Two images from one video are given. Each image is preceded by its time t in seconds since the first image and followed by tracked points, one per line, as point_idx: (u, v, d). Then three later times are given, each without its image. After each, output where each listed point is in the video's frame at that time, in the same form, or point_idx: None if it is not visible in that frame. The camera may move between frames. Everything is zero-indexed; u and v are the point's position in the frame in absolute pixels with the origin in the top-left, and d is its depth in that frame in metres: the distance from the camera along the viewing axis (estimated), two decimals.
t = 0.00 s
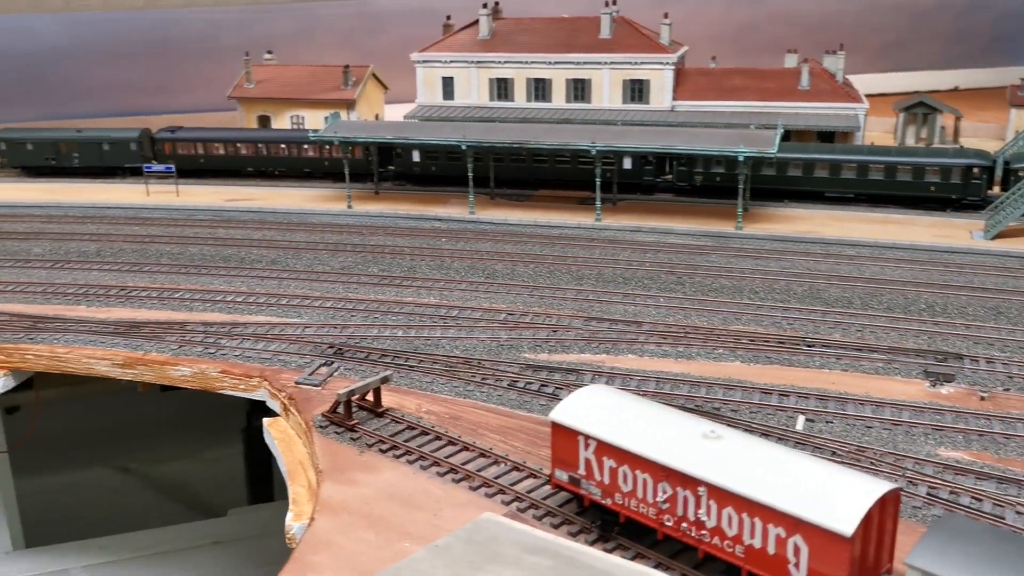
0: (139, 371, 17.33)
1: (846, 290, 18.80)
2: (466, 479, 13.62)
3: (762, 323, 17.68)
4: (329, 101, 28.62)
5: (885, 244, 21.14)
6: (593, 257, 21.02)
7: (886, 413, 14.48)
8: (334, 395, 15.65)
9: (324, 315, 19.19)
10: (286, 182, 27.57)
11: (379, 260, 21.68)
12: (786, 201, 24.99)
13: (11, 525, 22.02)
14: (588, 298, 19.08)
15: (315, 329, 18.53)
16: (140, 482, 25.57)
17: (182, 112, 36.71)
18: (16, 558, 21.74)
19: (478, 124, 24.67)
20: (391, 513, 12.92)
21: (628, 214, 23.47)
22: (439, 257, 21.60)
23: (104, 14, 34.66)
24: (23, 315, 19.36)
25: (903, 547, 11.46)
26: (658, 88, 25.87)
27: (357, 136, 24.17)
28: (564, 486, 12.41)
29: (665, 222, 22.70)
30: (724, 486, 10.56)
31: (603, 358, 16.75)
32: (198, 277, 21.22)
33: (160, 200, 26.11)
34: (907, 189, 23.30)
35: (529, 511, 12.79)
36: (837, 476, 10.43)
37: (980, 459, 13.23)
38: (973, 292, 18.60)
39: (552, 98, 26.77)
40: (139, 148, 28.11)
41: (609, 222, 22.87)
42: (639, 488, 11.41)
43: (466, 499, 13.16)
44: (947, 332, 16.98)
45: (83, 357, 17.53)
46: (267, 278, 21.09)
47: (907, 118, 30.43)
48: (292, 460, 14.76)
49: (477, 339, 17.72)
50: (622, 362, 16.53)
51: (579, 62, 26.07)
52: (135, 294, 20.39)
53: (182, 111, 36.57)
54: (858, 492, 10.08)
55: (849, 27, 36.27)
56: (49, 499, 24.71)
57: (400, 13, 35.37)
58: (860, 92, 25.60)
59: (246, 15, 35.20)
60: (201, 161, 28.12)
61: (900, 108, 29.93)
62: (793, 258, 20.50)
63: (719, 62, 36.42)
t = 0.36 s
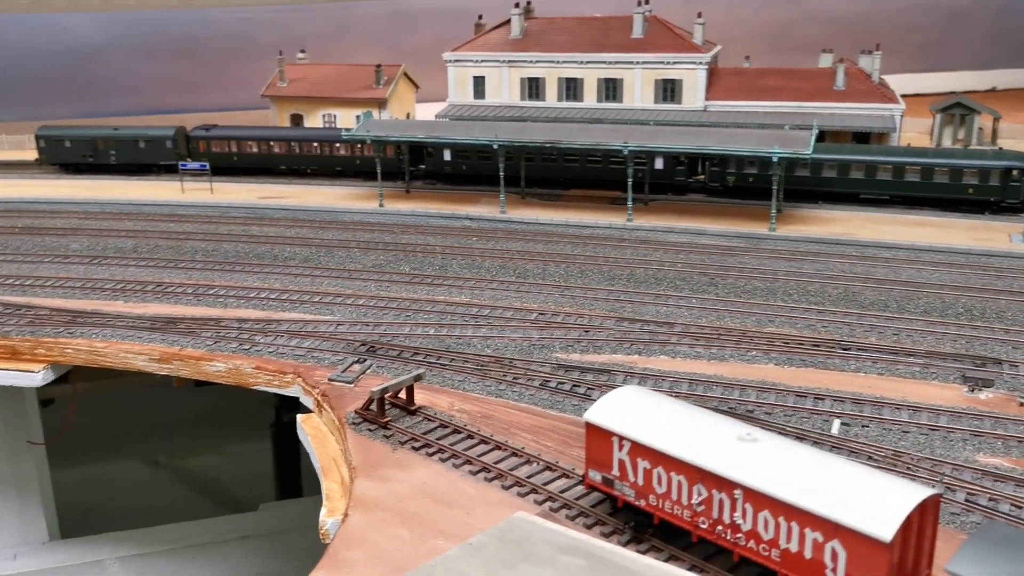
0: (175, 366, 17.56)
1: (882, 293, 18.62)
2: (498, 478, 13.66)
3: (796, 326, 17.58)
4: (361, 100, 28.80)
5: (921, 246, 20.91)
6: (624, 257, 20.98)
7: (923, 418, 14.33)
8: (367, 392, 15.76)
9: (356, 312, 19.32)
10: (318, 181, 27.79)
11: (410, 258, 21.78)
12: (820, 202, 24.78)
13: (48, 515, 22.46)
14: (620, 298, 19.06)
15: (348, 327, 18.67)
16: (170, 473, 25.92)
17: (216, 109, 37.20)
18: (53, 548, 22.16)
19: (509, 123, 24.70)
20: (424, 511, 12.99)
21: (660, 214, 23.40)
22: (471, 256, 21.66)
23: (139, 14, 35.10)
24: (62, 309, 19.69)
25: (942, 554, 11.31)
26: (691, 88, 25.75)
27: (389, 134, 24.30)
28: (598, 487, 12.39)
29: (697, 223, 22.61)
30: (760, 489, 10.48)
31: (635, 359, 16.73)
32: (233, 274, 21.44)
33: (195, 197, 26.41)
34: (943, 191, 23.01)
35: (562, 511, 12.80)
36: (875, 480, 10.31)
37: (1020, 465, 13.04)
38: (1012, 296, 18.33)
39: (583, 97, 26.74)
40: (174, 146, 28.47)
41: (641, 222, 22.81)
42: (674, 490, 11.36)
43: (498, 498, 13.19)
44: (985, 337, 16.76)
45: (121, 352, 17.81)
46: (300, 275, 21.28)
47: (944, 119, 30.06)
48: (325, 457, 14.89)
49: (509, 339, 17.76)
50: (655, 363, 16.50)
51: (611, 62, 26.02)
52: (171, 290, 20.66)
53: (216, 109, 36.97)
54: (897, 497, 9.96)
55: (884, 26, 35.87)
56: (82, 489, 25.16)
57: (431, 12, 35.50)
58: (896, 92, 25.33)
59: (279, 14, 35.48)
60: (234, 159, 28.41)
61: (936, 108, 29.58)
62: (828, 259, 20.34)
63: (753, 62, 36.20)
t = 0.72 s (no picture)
0: (209, 361, 17.72)
1: (920, 296, 18.37)
2: (531, 475, 13.62)
3: (832, 328, 17.39)
4: (392, 100, 28.94)
5: (960, 249, 20.59)
6: (658, 257, 20.87)
7: (962, 421, 14.09)
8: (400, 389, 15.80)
9: (389, 310, 19.38)
10: (351, 179, 27.96)
11: (443, 257, 21.82)
12: (856, 204, 24.50)
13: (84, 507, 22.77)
14: (653, 298, 18.96)
15: (380, 324, 18.73)
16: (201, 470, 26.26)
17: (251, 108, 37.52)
18: (88, 540, 22.49)
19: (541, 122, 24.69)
20: (457, 507, 12.99)
21: (693, 215, 23.26)
22: (503, 255, 21.66)
23: (177, 14, 35.55)
24: (100, 304, 19.96)
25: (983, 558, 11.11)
26: (725, 87, 25.57)
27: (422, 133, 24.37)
28: (632, 485, 12.32)
29: (731, 224, 22.45)
30: (798, 490, 10.36)
31: (668, 359, 16.63)
32: (267, 271, 21.62)
33: (229, 195, 26.67)
34: (983, 193, 22.65)
35: (595, 510, 12.74)
36: (915, 483, 10.14)
37: None
38: None
39: (616, 97, 26.67)
40: (209, 144, 28.72)
41: (674, 223, 22.69)
42: (709, 489, 11.26)
43: (531, 496, 13.16)
44: None
45: (158, 347, 18.02)
46: (333, 273, 21.40)
47: (984, 120, 29.65)
48: (358, 452, 14.94)
49: (541, 338, 17.73)
50: (688, 364, 16.40)
51: (644, 62, 25.92)
52: (205, 286, 20.87)
53: (250, 108, 37.34)
54: (938, 500, 9.79)
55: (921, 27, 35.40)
56: (117, 484, 25.58)
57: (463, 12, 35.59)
58: (934, 93, 25.00)
59: (313, 15, 35.73)
60: (268, 158, 28.66)
61: (976, 109, 29.17)
62: (865, 261, 20.11)
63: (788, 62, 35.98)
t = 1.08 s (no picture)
0: (235, 356, 17.84)
1: (949, 299, 18.23)
2: (557, 473, 13.61)
3: (860, 330, 17.28)
4: (415, 100, 29.03)
5: (990, 252, 20.40)
6: (683, 258, 20.81)
7: (994, 425, 13.93)
8: (426, 386, 15.83)
9: (414, 308, 19.41)
10: (375, 179, 28.07)
11: (467, 256, 21.86)
12: (883, 206, 24.33)
13: (109, 501, 23.20)
14: (678, 299, 18.91)
15: (405, 322, 18.76)
16: (224, 467, 26.63)
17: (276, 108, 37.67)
18: (113, 533, 22.80)
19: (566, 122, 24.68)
20: (483, 504, 13.00)
21: (719, 216, 23.18)
22: (527, 255, 21.66)
23: (205, 14, 35.98)
24: (128, 299, 20.14)
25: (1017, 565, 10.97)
26: (751, 88, 25.45)
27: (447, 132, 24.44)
28: (660, 484, 12.27)
29: (757, 225, 22.35)
30: (830, 490, 10.27)
31: (695, 359, 16.57)
32: (292, 268, 21.73)
33: (255, 193, 26.85)
34: (1014, 197, 22.43)
35: (622, 508, 12.70)
36: (950, 485, 10.02)
37: None
38: None
39: (641, 98, 26.62)
40: (234, 143, 28.90)
41: (699, 224, 22.63)
42: (739, 489, 11.20)
43: (558, 493, 13.14)
44: None
45: (185, 342, 18.18)
46: (358, 270, 21.48)
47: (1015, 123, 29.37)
48: (384, 449, 15.00)
49: (566, 337, 17.71)
50: (715, 364, 16.34)
51: (670, 62, 25.85)
52: (231, 283, 21.01)
53: (274, 108, 37.57)
54: (974, 502, 9.67)
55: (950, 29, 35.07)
56: (143, 481, 25.98)
57: (487, 12, 35.64)
58: (964, 95, 24.79)
59: (337, 15, 35.90)
60: (293, 157, 28.84)
61: (1007, 112, 28.90)
62: (893, 263, 19.98)
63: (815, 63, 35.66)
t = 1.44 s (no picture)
0: (270, 352, 18.01)
1: (987, 301, 18.06)
2: (594, 472, 13.56)
3: (897, 332, 17.14)
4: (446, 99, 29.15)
5: None
6: (716, 258, 20.71)
7: None
8: (460, 383, 15.85)
9: (446, 306, 19.42)
10: (404, 178, 28.17)
11: (497, 255, 21.86)
12: (918, 208, 24.11)
13: (140, 494, 23.49)
14: (712, 299, 18.82)
15: (438, 319, 18.79)
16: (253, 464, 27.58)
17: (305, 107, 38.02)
18: (145, 527, 23.03)
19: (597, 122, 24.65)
20: (520, 501, 12.99)
21: (752, 216, 23.04)
22: (558, 254, 21.64)
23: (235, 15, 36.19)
24: (163, 295, 20.33)
25: None
26: (784, 88, 25.32)
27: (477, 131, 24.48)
28: (699, 483, 12.20)
29: (790, 226, 22.21)
30: (875, 491, 10.14)
31: (730, 360, 16.49)
32: (324, 266, 21.84)
33: (285, 191, 27.01)
34: None
35: (659, 508, 12.64)
36: (999, 488, 9.86)
37: None
38: None
39: (672, 98, 26.56)
40: (264, 142, 29.07)
41: (732, 224, 22.52)
42: (781, 489, 11.10)
43: (595, 492, 13.10)
44: None
45: (219, 338, 18.34)
46: (389, 268, 21.54)
47: None
48: (419, 446, 15.06)
49: (599, 336, 17.67)
50: (750, 365, 16.26)
51: (701, 62, 25.77)
52: (264, 280, 21.14)
53: (303, 107, 37.79)
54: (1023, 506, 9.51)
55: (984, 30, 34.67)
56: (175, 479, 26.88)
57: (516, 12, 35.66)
58: (1001, 96, 24.51)
59: (366, 15, 36.06)
60: (322, 156, 28.97)
61: None
62: (929, 265, 19.81)
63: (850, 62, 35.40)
